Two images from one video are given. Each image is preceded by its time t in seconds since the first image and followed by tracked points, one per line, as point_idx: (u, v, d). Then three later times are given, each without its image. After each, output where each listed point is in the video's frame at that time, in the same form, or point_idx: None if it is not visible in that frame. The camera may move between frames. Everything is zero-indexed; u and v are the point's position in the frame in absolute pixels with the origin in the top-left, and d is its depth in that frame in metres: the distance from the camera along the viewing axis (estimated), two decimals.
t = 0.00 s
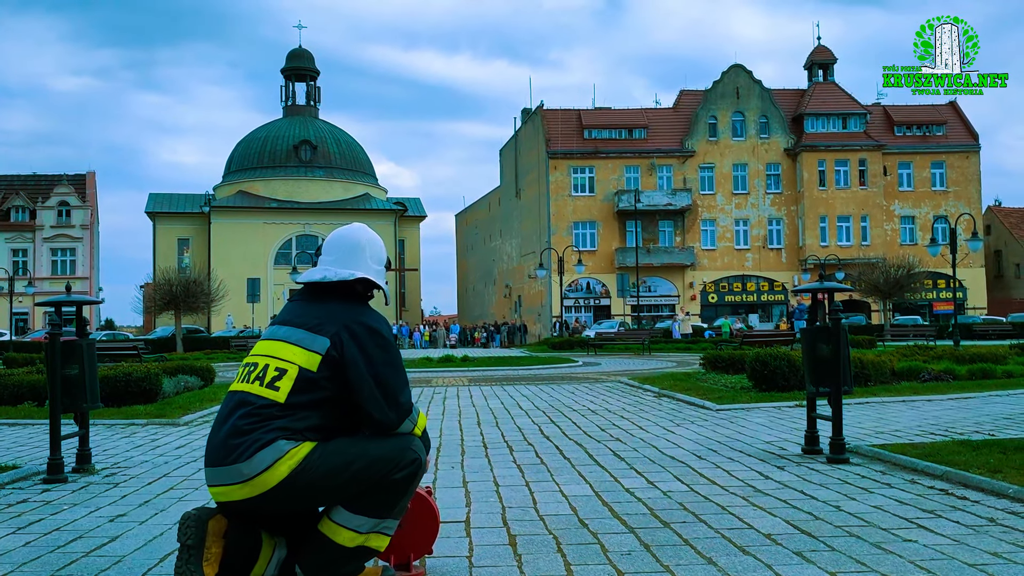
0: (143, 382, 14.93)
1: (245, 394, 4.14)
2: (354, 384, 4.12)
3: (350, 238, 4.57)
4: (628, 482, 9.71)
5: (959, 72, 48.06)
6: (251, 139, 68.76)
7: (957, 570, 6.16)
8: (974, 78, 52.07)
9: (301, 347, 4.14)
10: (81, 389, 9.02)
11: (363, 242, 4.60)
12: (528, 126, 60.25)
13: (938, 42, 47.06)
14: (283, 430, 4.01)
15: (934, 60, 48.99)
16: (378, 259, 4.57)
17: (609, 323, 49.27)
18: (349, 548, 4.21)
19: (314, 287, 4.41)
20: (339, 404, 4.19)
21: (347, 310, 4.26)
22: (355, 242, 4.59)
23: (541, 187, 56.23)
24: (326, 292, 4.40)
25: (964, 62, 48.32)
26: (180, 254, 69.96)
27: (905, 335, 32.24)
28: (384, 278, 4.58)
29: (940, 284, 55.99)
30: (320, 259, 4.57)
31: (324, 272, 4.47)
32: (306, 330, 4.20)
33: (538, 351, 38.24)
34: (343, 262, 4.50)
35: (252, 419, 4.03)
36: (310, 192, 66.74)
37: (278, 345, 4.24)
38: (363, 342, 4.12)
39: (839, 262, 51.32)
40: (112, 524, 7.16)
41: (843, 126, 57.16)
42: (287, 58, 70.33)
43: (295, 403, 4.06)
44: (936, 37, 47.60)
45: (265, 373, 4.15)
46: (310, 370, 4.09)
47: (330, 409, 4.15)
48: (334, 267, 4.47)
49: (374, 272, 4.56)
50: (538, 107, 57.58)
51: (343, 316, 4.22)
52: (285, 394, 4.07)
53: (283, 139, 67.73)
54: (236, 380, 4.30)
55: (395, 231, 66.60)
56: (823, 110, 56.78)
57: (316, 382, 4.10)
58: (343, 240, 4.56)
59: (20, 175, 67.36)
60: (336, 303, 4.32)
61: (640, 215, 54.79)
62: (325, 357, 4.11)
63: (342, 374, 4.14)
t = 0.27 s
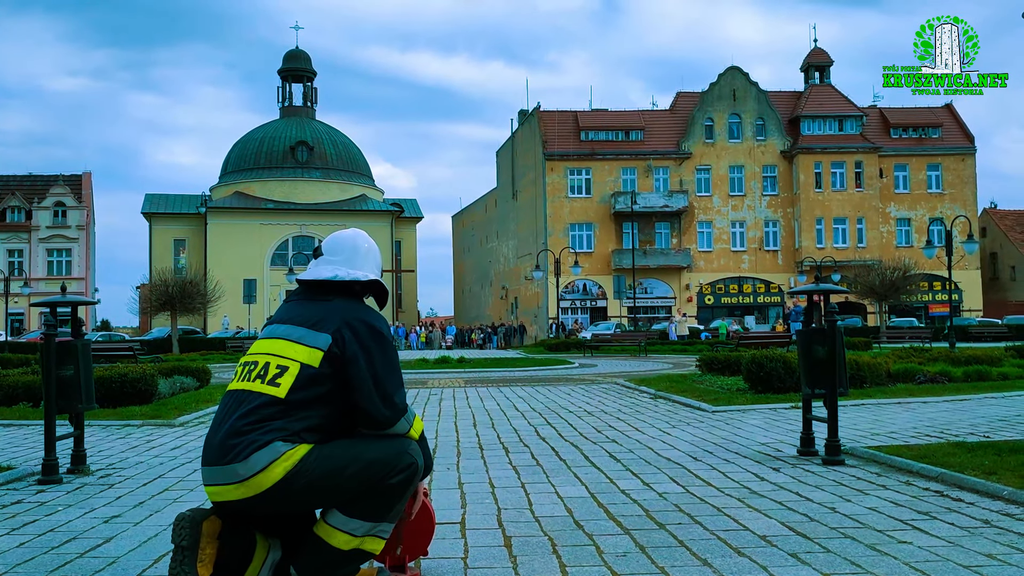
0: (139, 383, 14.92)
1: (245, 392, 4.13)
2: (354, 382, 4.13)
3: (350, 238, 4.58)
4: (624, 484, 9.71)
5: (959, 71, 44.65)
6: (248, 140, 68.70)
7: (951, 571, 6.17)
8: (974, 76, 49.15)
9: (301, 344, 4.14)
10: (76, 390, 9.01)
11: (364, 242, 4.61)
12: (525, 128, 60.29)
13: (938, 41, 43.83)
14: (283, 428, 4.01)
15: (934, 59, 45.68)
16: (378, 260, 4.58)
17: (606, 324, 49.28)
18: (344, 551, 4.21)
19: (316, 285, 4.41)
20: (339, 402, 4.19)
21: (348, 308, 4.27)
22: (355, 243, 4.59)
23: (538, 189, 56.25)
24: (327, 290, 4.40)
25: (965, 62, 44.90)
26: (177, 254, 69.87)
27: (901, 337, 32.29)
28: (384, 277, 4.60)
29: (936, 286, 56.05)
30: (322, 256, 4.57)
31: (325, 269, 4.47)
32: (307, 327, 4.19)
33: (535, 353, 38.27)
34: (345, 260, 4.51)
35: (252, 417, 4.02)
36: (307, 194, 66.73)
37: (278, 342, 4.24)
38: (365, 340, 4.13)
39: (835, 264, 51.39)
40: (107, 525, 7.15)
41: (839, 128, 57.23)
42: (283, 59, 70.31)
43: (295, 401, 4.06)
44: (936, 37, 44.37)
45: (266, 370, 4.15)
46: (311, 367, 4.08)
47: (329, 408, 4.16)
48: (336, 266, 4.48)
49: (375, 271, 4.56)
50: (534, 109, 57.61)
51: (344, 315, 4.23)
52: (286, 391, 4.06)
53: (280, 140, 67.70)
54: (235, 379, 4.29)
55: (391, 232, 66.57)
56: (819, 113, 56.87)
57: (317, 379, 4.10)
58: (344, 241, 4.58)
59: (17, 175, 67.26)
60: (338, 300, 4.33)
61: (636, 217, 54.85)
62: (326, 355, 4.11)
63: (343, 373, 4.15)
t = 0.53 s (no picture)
0: (131, 385, 14.89)
1: (238, 392, 4.12)
2: (348, 381, 4.14)
3: (344, 240, 4.59)
4: (617, 486, 9.71)
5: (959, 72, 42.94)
6: (242, 141, 68.60)
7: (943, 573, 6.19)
8: (972, 78, 48.19)
9: (294, 344, 4.13)
10: (68, 392, 8.98)
11: (357, 246, 4.62)
12: (519, 129, 60.28)
13: (938, 42, 42.23)
14: (275, 427, 4.00)
15: (933, 59, 43.83)
16: (369, 262, 4.59)
17: (600, 326, 49.30)
18: (336, 553, 4.20)
19: (309, 286, 4.42)
20: (330, 402, 4.20)
21: (341, 308, 4.27)
22: (348, 246, 4.60)
23: (533, 190, 56.26)
24: (319, 291, 4.40)
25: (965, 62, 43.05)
26: (170, 255, 69.71)
27: (893, 339, 32.35)
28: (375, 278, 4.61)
29: (929, 289, 56.21)
30: (315, 259, 4.57)
31: (319, 271, 4.47)
32: (301, 327, 4.19)
33: (529, 354, 38.31)
34: (340, 262, 4.51)
35: (244, 417, 4.01)
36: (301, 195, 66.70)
37: (271, 343, 4.22)
38: (359, 340, 4.14)
39: (828, 267, 51.52)
40: (98, 527, 7.12)
41: (833, 130, 57.37)
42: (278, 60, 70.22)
43: (289, 401, 4.05)
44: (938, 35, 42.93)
45: (259, 370, 4.14)
46: (305, 366, 4.08)
47: (322, 407, 4.16)
48: (332, 268, 4.47)
49: (369, 273, 4.57)
50: (529, 110, 57.61)
51: (338, 314, 4.23)
52: (280, 390, 4.05)
53: (274, 141, 67.63)
54: (227, 378, 4.26)
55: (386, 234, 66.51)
56: (813, 115, 57.00)
57: (311, 379, 4.09)
58: (339, 243, 4.59)
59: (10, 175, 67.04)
60: (331, 300, 4.34)
61: (631, 219, 54.90)
62: (319, 354, 4.10)
63: (337, 372, 4.15)
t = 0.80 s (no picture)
0: (121, 386, 14.84)
1: (224, 393, 4.11)
2: (336, 381, 4.14)
3: (329, 243, 4.60)
4: (607, 488, 9.72)
5: (958, 71, 42.35)
6: (234, 143, 68.48)
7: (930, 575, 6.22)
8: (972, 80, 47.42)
9: (281, 346, 4.13)
10: (56, 393, 8.95)
11: (341, 249, 4.63)
12: (511, 131, 60.34)
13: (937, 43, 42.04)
14: (261, 429, 3.99)
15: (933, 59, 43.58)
16: (354, 265, 4.61)
17: (591, 328, 49.37)
18: (325, 554, 4.19)
19: (295, 289, 4.42)
20: (318, 402, 4.20)
21: (327, 310, 4.28)
22: (334, 249, 4.62)
23: (524, 192, 56.30)
24: (305, 294, 4.41)
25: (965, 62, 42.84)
26: (161, 257, 69.50)
27: (883, 342, 32.48)
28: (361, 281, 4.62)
29: (919, 291, 56.42)
30: (301, 262, 4.58)
31: (306, 273, 4.48)
32: (288, 329, 4.19)
33: (520, 356, 38.32)
34: (326, 265, 4.53)
35: (231, 418, 4.00)
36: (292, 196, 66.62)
37: (257, 344, 4.22)
38: (348, 341, 4.14)
39: (818, 270, 51.70)
40: (87, 529, 7.10)
41: (824, 134, 57.58)
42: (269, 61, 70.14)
43: (276, 402, 4.05)
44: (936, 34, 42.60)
45: (246, 372, 4.13)
46: (293, 367, 4.08)
47: (310, 407, 4.16)
48: (319, 271, 4.47)
49: (355, 277, 4.58)
50: (521, 113, 57.70)
51: (325, 316, 4.23)
52: (267, 392, 4.05)
53: (266, 143, 67.53)
54: (213, 380, 4.26)
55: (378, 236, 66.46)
56: (803, 119, 57.20)
57: (299, 379, 4.10)
58: (324, 246, 4.60)
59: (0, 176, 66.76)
60: (317, 301, 4.35)
61: (622, 221, 54.97)
62: (307, 356, 4.11)
63: (325, 372, 4.16)
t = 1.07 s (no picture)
0: (106, 389, 14.76)
1: (208, 395, 4.10)
2: (322, 382, 4.13)
3: (315, 247, 4.60)
4: (594, 491, 9.74)
5: (959, 72, 40.10)
6: (222, 144, 68.31)
7: None
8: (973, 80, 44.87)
9: (267, 348, 4.12)
10: (41, 396, 8.89)
11: (327, 253, 4.64)
12: (500, 134, 60.40)
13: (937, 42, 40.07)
14: (244, 431, 3.98)
15: (933, 59, 41.44)
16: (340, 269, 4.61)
17: (580, 331, 49.41)
18: (309, 557, 4.17)
19: (281, 294, 4.42)
20: (303, 403, 4.19)
21: (313, 313, 4.27)
22: (320, 254, 4.61)
23: (513, 196, 56.37)
24: (292, 298, 4.40)
25: (965, 62, 40.18)
26: (149, 259, 69.19)
27: (870, 345, 32.63)
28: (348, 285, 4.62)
29: (905, 295, 56.69)
30: (287, 265, 4.57)
31: (292, 277, 4.47)
32: (274, 332, 4.18)
33: (508, 359, 38.32)
34: (312, 269, 4.52)
35: (215, 421, 3.99)
36: (281, 198, 66.49)
37: (242, 346, 4.20)
38: (334, 344, 4.14)
39: (806, 273, 51.93)
40: (70, 533, 7.05)
41: (811, 138, 57.83)
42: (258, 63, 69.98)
43: (261, 405, 4.05)
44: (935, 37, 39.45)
45: (230, 374, 4.12)
46: (279, 370, 4.08)
47: (296, 408, 4.16)
48: (306, 275, 4.47)
49: (341, 280, 4.59)
50: (510, 116, 57.78)
51: (311, 319, 4.22)
52: (252, 394, 4.05)
53: (254, 145, 67.37)
54: (197, 383, 4.24)
55: (366, 238, 66.36)
56: (791, 123, 57.44)
57: (283, 381, 4.10)
58: (310, 251, 4.58)
59: None
60: (304, 305, 4.34)
61: (611, 224, 55.07)
62: (293, 358, 4.11)
63: (311, 375, 4.16)
